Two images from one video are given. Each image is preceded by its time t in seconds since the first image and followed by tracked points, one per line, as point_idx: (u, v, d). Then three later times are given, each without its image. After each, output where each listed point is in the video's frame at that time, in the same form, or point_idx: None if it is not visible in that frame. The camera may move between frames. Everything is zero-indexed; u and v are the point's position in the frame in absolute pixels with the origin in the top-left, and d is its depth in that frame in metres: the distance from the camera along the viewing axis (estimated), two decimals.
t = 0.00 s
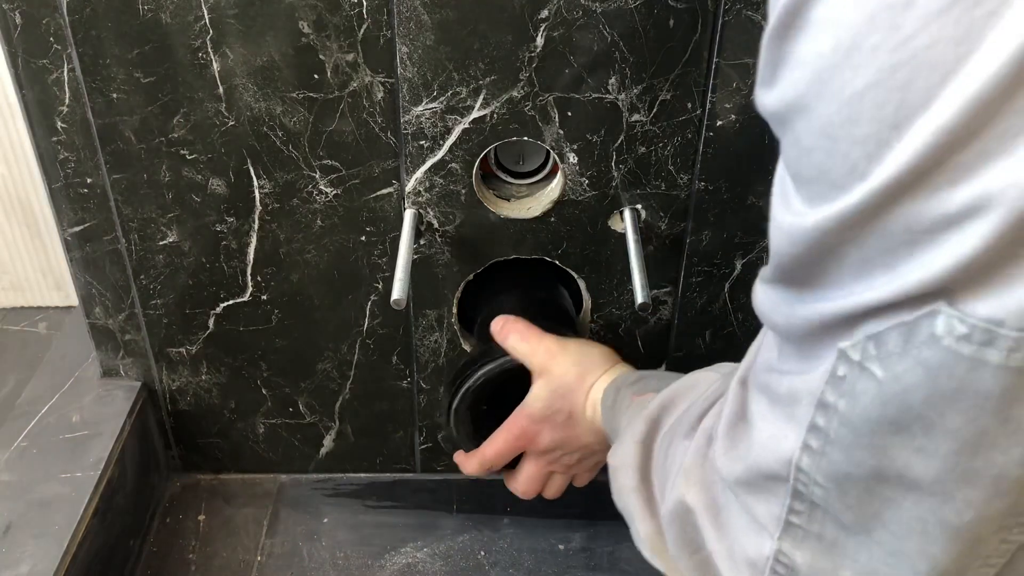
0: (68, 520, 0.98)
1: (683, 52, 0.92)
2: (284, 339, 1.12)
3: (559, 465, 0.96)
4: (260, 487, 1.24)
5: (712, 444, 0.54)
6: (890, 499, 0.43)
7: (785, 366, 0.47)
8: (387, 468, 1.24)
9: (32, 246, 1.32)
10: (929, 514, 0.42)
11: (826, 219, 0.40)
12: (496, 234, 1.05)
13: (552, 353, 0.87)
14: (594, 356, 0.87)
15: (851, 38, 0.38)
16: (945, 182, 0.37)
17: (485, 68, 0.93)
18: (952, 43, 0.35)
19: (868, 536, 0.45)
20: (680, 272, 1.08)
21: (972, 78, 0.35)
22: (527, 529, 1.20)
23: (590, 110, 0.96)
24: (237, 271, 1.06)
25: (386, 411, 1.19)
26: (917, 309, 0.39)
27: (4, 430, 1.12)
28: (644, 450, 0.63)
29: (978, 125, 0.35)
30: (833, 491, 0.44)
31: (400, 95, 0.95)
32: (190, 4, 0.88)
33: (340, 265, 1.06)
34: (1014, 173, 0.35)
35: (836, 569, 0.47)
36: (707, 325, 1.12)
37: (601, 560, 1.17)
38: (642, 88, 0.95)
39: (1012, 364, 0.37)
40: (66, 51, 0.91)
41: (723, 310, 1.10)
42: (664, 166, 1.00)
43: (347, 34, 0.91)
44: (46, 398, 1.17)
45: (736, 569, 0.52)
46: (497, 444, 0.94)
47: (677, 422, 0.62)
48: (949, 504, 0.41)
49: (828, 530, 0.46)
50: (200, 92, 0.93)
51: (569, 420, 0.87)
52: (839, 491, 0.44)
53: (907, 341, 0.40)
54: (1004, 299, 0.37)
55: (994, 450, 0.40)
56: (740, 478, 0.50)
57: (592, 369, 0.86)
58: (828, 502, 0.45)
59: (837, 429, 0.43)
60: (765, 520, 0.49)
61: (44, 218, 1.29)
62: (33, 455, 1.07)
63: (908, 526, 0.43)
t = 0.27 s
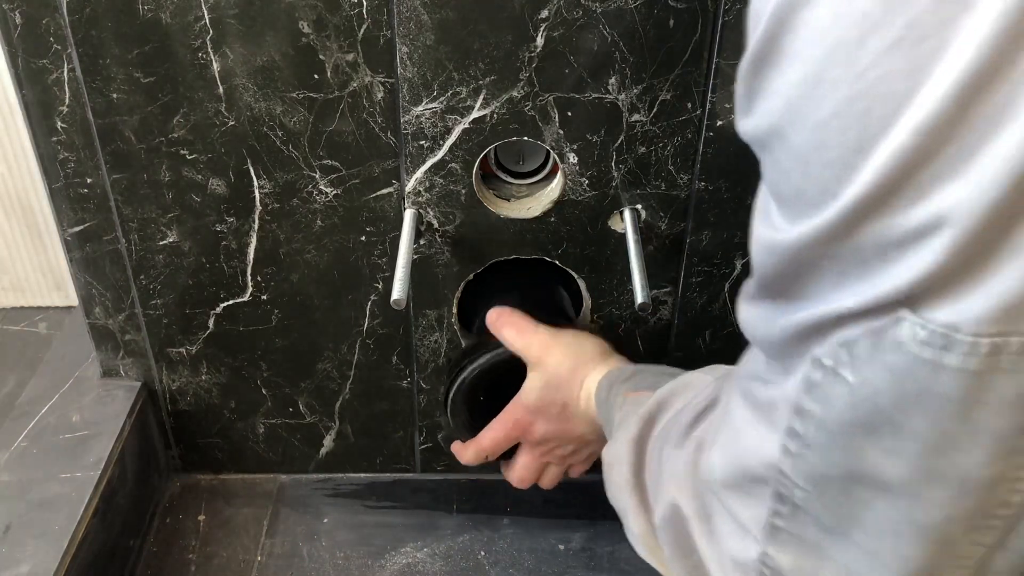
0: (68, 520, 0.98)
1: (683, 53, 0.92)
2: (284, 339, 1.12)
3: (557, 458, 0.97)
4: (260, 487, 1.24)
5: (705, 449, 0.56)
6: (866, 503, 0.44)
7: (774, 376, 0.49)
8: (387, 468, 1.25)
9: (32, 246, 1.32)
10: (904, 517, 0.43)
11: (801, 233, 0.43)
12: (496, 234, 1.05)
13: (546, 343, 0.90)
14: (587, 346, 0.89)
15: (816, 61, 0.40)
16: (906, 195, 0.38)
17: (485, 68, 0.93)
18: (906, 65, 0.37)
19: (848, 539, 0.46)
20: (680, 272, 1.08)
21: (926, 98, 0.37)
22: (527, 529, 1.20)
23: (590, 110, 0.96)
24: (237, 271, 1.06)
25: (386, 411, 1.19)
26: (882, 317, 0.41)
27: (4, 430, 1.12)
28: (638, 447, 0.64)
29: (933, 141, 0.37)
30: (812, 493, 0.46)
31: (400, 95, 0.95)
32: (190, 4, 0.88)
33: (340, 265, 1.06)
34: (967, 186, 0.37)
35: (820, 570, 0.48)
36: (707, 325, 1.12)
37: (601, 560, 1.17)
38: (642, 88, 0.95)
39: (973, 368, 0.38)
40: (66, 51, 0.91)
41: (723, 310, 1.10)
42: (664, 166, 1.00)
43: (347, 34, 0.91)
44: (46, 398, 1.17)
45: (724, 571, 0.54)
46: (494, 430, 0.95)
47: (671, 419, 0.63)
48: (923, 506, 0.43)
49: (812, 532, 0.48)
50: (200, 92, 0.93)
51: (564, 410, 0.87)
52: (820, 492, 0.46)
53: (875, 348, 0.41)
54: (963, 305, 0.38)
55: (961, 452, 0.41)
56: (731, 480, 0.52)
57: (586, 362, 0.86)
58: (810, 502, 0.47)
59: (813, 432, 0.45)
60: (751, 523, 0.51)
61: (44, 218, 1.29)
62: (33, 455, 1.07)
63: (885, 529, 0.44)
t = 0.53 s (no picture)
0: (68, 520, 0.98)
1: (683, 52, 0.92)
2: (284, 339, 1.12)
3: (545, 451, 0.97)
4: (260, 487, 1.24)
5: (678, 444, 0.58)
6: (822, 494, 0.47)
7: (740, 377, 0.52)
8: (387, 468, 1.25)
9: (33, 246, 1.32)
10: (856, 508, 0.46)
11: (759, 241, 0.45)
12: (496, 234, 1.05)
13: (541, 338, 0.90)
14: (582, 343, 0.89)
15: (764, 79, 0.42)
16: (853, 205, 0.41)
17: (485, 68, 0.93)
18: (848, 81, 0.39)
19: (809, 532, 0.49)
20: (681, 272, 1.08)
21: (867, 112, 0.39)
22: (527, 529, 1.20)
23: (590, 110, 0.96)
24: (237, 271, 1.06)
25: (386, 411, 1.19)
26: (837, 318, 0.44)
27: (4, 430, 1.12)
28: (622, 443, 0.66)
29: (876, 153, 0.39)
30: (772, 485, 0.49)
31: (400, 95, 0.95)
32: (190, 4, 0.88)
33: (340, 265, 1.06)
34: (905, 197, 0.39)
35: (783, 564, 0.51)
36: (707, 325, 1.12)
37: (601, 560, 1.16)
38: (642, 88, 0.94)
39: (915, 366, 0.41)
40: (66, 51, 0.91)
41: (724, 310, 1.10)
42: (664, 166, 1.00)
43: (347, 34, 0.91)
44: (46, 398, 1.17)
45: (697, 566, 0.57)
46: (486, 423, 0.95)
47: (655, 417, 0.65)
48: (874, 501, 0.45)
49: (774, 526, 0.51)
50: (200, 92, 0.93)
51: (557, 406, 0.88)
52: (778, 486, 0.49)
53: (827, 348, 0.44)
54: (908, 307, 0.41)
55: (907, 450, 0.43)
56: (698, 476, 0.55)
57: (581, 359, 0.86)
58: (770, 497, 0.50)
59: (772, 428, 0.48)
60: (719, 516, 0.54)
61: (44, 218, 1.29)
62: (33, 455, 1.07)
63: (840, 522, 0.47)
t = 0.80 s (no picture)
0: (68, 520, 0.98)
1: (683, 52, 0.92)
2: (284, 339, 1.12)
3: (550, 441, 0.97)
4: (260, 487, 1.24)
5: (683, 454, 0.58)
6: (825, 525, 0.48)
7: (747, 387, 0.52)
8: (387, 468, 1.25)
9: (32, 246, 1.32)
10: (858, 542, 0.47)
11: (769, 279, 0.45)
12: (496, 234, 1.05)
13: (542, 327, 0.90)
14: (582, 331, 0.90)
15: (777, 126, 0.42)
16: (865, 260, 0.41)
17: (485, 68, 0.93)
18: (864, 137, 0.39)
19: (811, 556, 0.50)
20: (680, 272, 1.08)
21: (877, 174, 0.39)
22: (527, 529, 1.20)
23: (590, 110, 0.96)
24: (237, 271, 1.06)
25: (386, 411, 1.19)
26: (848, 362, 0.44)
27: (4, 430, 1.12)
28: (630, 443, 0.66)
29: (891, 208, 0.39)
30: (776, 513, 0.50)
31: (400, 95, 0.95)
32: (190, 4, 0.88)
33: (340, 265, 1.06)
34: (918, 255, 0.40)
35: None
36: (707, 325, 1.12)
37: (601, 560, 1.16)
38: (642, 88, 0.95)
39: (923, 416, 0.42)
40: (66, 51, 0.91)
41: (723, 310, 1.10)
42: (664, 166, 1.00)
43: (347, 34, 0.91)
44: (45, 398, 1.17)
45: None
46: (490, 416, 0.94)
47: (660, 414, 0.65)
48: (879, 537, 0.46)
49: (776, 549, 0.51)
50: (200, 92, 0.93)
51: (560, 394, 0.88)
52: (781, 514, 0.50)
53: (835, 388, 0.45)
54: (918, 358, 0.42)
55: (914, 489, 0.44)
56: (702, 492, 0.55)
57: (581, 346, 0.87)
58: (773, 523, 0.50)
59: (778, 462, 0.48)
60: (723, 534, 0.54)
61: (44, 218, 1.29)
62: (33, 455, 1.07)
63: (844, 552, 0.48)
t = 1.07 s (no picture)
0: (68, 520, 0.99)
1: (683, 53, 0.92)
2: (284, 339, 1.12)
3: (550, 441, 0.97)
4: (260, 487, 1.24)
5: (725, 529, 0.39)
6: None
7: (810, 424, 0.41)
8: (387, 467, 1.25)
9: (33, 246, 1.32)
10: None
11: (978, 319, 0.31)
12: (496, 234, 1.05)
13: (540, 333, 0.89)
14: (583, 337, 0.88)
15: (938, 151, 0.32)
16: None
17: (485, 68, 0.93)
18: None
19: None
20: (680, 272, 1.08)
21: None
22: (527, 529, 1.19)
23: (590, 111, 0.96)
24: (237, 271, 1.06)
25: (386, 410, 1.19)
26: None
27: (4, 430, 1.12)
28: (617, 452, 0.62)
29: None
30: None
31: (400, 95, 0.95)
32: (190, 4, 0.88)
33: (340, 265, 1.06)
34: None
35: None
36: (707, 326, 1.12)
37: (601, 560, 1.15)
38: (642, 88, 0.95)
39: None
40: (66, 51, 0.91)
41: (723, 310, 1.10)
42: (664, 166, 1.00)
43: (347, 34, 0.91)
44: (45, 398, 1.17)
45: None
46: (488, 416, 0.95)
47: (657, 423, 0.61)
48: None
49: None
50: (200, 92, 0.93)
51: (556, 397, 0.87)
52: None
53: None
54: None
55: None
56: None
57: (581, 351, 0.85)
58: None
59: (854, 561, 0.34)
60: None
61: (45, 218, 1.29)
62: (33, 455, 1.07)
63: None
